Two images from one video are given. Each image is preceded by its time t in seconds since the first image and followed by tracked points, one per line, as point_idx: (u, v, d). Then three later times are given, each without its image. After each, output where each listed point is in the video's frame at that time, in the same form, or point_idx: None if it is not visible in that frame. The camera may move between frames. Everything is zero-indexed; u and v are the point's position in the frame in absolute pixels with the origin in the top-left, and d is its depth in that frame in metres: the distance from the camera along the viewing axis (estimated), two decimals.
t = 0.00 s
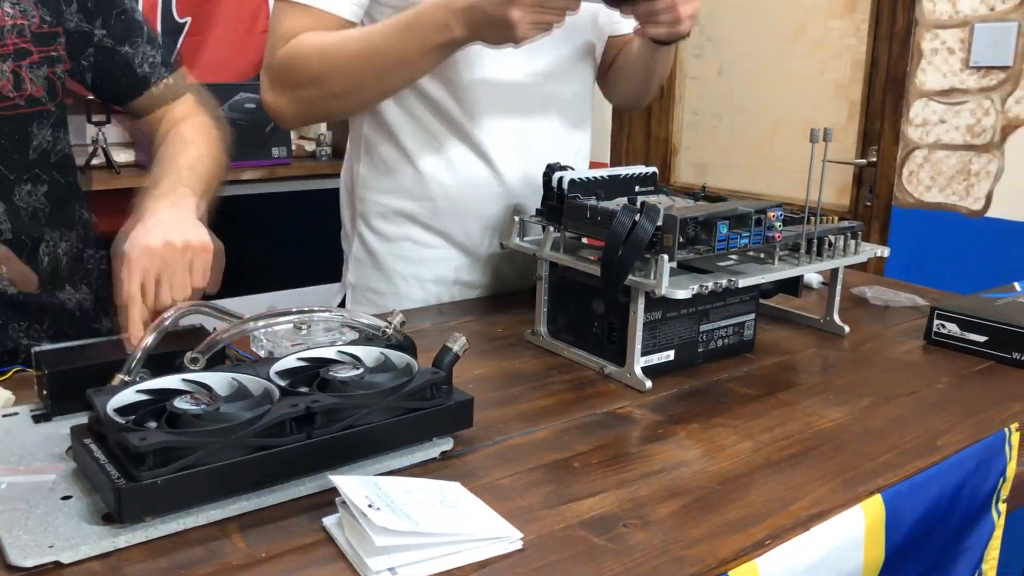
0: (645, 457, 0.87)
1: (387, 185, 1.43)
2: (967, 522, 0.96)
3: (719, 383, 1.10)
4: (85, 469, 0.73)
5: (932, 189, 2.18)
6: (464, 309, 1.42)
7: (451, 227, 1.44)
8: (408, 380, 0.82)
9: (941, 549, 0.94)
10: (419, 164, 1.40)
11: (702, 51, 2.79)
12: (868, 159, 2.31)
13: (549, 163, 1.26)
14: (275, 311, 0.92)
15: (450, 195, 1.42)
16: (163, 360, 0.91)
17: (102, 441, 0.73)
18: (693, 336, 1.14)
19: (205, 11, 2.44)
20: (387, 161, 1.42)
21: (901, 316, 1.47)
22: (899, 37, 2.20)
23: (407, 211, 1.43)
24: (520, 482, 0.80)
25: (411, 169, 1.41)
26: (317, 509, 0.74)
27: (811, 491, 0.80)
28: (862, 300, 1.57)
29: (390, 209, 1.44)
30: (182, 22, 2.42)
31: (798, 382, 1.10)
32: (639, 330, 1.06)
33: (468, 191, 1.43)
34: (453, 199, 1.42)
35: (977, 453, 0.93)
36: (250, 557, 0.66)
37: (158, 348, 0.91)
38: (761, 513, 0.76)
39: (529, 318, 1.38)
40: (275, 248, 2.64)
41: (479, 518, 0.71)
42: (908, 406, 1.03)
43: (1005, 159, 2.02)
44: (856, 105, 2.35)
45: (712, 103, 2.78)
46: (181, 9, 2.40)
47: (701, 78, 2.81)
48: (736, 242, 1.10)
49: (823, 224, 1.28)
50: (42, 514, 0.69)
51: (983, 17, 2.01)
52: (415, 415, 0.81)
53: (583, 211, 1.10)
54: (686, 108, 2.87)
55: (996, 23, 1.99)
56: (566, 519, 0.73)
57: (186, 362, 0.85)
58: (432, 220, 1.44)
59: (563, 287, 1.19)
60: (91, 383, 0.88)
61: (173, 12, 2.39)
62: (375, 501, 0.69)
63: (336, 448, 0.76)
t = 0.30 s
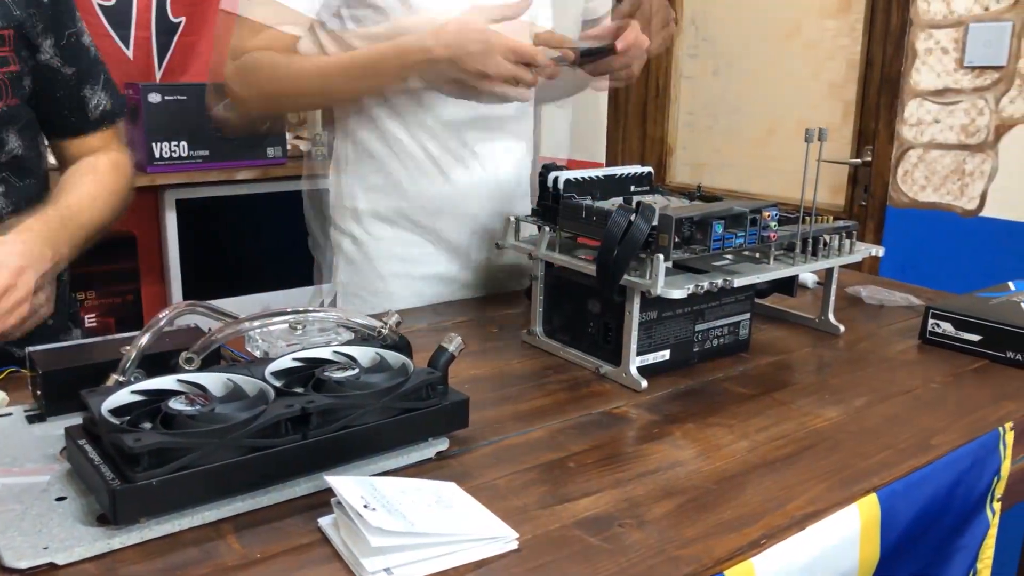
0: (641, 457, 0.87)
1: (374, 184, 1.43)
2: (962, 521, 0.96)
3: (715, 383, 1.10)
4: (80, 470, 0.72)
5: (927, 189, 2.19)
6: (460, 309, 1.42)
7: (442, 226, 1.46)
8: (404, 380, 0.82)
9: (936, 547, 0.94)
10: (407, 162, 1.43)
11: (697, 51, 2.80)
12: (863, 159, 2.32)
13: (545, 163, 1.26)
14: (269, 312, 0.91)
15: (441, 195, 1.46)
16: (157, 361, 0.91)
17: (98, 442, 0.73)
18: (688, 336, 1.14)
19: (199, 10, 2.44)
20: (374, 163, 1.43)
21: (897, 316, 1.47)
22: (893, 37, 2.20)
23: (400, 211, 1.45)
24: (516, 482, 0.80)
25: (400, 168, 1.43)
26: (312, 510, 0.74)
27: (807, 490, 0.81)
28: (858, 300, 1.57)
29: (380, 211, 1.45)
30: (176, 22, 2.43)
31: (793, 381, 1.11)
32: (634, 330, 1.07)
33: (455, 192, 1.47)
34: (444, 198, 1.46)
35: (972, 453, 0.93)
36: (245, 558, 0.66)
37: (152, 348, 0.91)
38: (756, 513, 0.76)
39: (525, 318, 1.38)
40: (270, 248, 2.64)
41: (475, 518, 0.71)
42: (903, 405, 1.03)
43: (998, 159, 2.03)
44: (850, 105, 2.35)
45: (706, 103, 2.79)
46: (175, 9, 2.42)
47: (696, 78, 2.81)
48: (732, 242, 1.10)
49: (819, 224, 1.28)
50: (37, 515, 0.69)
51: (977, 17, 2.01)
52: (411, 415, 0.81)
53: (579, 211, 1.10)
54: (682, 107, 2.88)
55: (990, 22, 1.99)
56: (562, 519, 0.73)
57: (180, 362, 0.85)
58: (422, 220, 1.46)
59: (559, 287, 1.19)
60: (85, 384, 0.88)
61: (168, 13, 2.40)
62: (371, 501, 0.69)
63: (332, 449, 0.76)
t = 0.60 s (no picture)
0: (637, 456, 0.87)
1: (352, 194, 1.41)
2: (957, 520, 0.96)
3: (710, 382, 1.10)
4: (74, 471, 0.72)
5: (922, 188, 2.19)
6: (456, 309, 1.42)
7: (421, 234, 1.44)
8: (399, 380, 0.82)
9: (931, 546, 0.94)
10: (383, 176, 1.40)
11: (693, 51, 2.80)
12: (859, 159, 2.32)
13: (540, 163, 1.26)
14: (265, 312, 0.92)
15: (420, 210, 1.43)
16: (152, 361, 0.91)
17: (92, 443, 0.73)
18: (684, 336, 1.15)
19: (193, 11, 2.44)
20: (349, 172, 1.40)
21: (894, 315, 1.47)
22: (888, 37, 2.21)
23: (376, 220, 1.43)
24: (511, 482, 0.80)
25: (378, 182, 1.40)
26: (308, 511, 0.74)
27: (803, 489, 0.81)
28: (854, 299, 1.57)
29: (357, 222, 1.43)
30: (171, 22, 2.42)
31: (789, 381, 1.11)
32: (630, 330, 1.07)
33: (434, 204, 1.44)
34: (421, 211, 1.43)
35: (966, 452, 0.93)
36: (240, 559, 0.66)
37: (147, 349, 0.91)
38: (752, 512, 0.76)
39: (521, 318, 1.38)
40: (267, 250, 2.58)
41: (471, 518, 0.71)
42: (898, 404, 1.03)
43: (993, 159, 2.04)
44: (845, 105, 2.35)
45: (700, 102, 2.80)
46: (169, 9, 2.42)
47: (692, 78, 2.81)
48: (727, 241, 1.11)
49: (814, 223, 1.28)
50: (31, 516, 0.69)
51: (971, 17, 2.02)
52: (407, 415, 0.81)
53: (574, 211, 1.11)
54: (678, 107, 2.88)
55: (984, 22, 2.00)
56: (558, 519, 0.73)
57: (176, 363, 0.84)
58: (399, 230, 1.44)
59: (553, 287, 1.19)
60: (80, 385, 0.88)
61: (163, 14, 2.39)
62: (366, 502, 0.69)
63: (327, 449, 0.76)
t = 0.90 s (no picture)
0: (633, 456, 0.87)
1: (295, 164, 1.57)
2: (952, 519, 0.96)
3: (706, 382, 1.10)
4: (68, 472, 0.72)
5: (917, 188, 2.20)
6: (452, 309, 1.42)
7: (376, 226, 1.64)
8: (395, 380, 0.81)
9: (926, 544, 0.94)
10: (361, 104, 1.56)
11: (688, 51, 2.79)
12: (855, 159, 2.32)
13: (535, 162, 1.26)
14: (260, 312, 0.90)
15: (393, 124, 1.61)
16: (147, 362, 0.91)
17: (86, 444, 0.72)
18: (679, 335, 1.15)
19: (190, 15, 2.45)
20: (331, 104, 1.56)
21: (888, 315, 1.48)
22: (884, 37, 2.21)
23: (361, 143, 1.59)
24: (508, 482, 0.80)
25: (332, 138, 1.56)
26: (303, 511, 0.74)
27: (799, 488, 0.81)
28: (848, 298, 1.58)
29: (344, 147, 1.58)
30: (166, 22, 2.42)
31: (784, 380, 1.11)
32: (625, 329, 1.07)
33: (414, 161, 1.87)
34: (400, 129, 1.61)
35: (961, 451, 0.94)
36: (235, 560, 0.66)
37: (142, 349, 0.90)
38: (747, 512, 0.76)
39: (517, 318, 1.38)
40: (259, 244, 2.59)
41: (467, 519, 0.71)
42: (893, 404, 1.04)
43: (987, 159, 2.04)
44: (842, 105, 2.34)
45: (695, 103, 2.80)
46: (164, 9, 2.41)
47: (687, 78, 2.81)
48: (722, 241, 1.11)
49: (809, 223, 1.28)
50: (25, 517, 0.69)
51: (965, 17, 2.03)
52: (402, 415, 0.81)
53: (570, 211, 1.10)
54: (674, 108, 2.88)
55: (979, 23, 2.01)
56: (554, 519, 0.73)
57: (170, 363, 0.83)
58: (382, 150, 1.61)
59: (549, 286, 1.19)
60: (75, 386, 0.88)
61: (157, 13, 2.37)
62: (362, 502, 0.69)
63: (322, 450, 0.76)
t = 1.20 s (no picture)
0: (628, 456, 0.87)
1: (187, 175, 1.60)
2: (946, 518, 0.97)
3: (702, 381, 1.10)
4: (62, 473, 0.72)
5: (911, 186, 2.21)
6: (448, 309, 1.42)
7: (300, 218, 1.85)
8: (391, 380, 0.81)
9: (921, 543, 0.94)
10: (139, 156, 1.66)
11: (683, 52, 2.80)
12: (847, 158, 2.32)
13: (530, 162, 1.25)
14: (255, 313, 0.90)
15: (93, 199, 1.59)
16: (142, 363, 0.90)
17: (81, 444, 0.72)
18: (675, 335, 1.15)
19: None
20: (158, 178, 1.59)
21: (883, 314, 1.48)
22: (878, 37, 2.23)
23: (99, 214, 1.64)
24: (503, 482, 0.80)
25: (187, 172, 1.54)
26: (299, 512, 0.73)
27: (795, 488, 0.81)
28: (842, 298, 1.58)
29: None
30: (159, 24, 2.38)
31: (779, 380, 1.11)
32: (621, 329, 1.07)
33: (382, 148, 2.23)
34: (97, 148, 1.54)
35: (955, 450, 0.94)
36: (231, 561, 0.66)
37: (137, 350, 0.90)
38: (743, 511, 0.76)
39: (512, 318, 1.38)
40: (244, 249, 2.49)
41: (462, 519, 0.71)
42: (888, 403, 1.04)
43: (981, 159, 2.05)
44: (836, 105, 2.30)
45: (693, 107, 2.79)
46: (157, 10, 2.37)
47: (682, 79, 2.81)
48: (717, 241, 1.11)
49: (804, 222, 1.28)
50: (19, 518, 0.68)
51: (959, 17, 2.04)
52: (398, 416, 0.81)
53: (566, 211, 1.10)
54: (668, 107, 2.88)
55: (973, 23, 2.02)
56: (550, 519, 0.73)
57: (164, 364, 0.83)
58: None
59: (545, 286, 1.19)
60: (69, 387, 0.87)
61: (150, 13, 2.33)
62: (358, 503, 0.69)
63: (318, 451, 0.75)
